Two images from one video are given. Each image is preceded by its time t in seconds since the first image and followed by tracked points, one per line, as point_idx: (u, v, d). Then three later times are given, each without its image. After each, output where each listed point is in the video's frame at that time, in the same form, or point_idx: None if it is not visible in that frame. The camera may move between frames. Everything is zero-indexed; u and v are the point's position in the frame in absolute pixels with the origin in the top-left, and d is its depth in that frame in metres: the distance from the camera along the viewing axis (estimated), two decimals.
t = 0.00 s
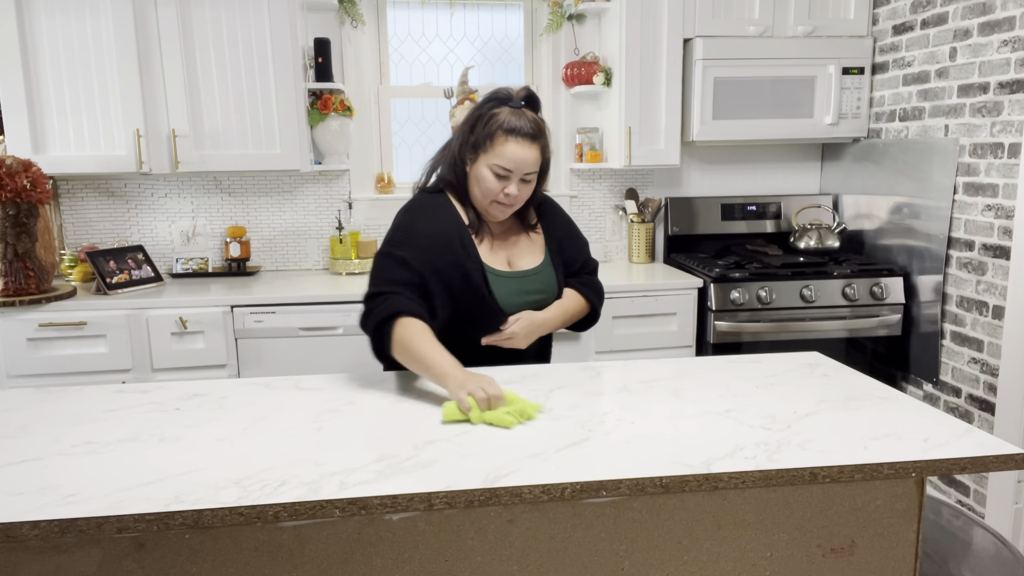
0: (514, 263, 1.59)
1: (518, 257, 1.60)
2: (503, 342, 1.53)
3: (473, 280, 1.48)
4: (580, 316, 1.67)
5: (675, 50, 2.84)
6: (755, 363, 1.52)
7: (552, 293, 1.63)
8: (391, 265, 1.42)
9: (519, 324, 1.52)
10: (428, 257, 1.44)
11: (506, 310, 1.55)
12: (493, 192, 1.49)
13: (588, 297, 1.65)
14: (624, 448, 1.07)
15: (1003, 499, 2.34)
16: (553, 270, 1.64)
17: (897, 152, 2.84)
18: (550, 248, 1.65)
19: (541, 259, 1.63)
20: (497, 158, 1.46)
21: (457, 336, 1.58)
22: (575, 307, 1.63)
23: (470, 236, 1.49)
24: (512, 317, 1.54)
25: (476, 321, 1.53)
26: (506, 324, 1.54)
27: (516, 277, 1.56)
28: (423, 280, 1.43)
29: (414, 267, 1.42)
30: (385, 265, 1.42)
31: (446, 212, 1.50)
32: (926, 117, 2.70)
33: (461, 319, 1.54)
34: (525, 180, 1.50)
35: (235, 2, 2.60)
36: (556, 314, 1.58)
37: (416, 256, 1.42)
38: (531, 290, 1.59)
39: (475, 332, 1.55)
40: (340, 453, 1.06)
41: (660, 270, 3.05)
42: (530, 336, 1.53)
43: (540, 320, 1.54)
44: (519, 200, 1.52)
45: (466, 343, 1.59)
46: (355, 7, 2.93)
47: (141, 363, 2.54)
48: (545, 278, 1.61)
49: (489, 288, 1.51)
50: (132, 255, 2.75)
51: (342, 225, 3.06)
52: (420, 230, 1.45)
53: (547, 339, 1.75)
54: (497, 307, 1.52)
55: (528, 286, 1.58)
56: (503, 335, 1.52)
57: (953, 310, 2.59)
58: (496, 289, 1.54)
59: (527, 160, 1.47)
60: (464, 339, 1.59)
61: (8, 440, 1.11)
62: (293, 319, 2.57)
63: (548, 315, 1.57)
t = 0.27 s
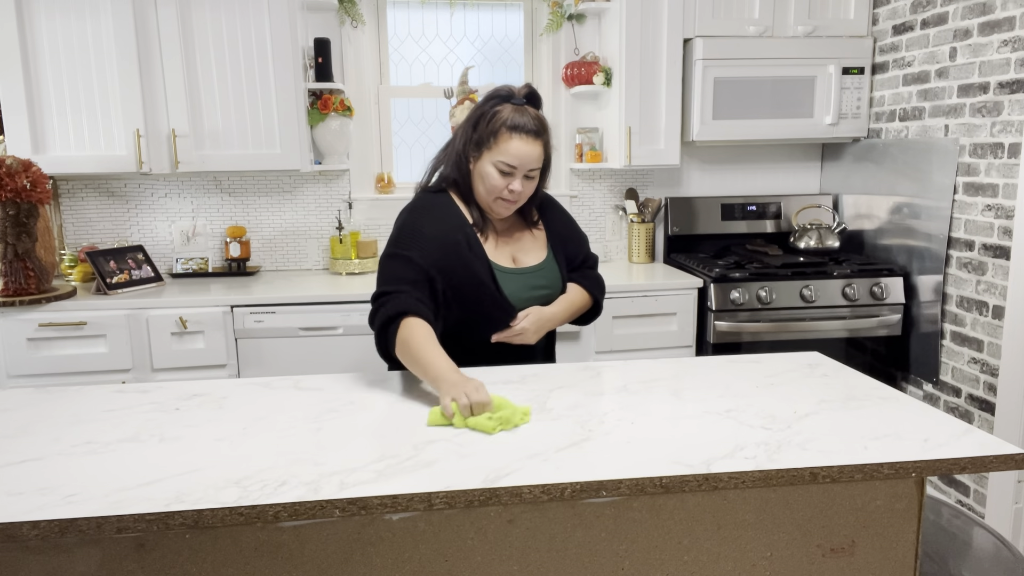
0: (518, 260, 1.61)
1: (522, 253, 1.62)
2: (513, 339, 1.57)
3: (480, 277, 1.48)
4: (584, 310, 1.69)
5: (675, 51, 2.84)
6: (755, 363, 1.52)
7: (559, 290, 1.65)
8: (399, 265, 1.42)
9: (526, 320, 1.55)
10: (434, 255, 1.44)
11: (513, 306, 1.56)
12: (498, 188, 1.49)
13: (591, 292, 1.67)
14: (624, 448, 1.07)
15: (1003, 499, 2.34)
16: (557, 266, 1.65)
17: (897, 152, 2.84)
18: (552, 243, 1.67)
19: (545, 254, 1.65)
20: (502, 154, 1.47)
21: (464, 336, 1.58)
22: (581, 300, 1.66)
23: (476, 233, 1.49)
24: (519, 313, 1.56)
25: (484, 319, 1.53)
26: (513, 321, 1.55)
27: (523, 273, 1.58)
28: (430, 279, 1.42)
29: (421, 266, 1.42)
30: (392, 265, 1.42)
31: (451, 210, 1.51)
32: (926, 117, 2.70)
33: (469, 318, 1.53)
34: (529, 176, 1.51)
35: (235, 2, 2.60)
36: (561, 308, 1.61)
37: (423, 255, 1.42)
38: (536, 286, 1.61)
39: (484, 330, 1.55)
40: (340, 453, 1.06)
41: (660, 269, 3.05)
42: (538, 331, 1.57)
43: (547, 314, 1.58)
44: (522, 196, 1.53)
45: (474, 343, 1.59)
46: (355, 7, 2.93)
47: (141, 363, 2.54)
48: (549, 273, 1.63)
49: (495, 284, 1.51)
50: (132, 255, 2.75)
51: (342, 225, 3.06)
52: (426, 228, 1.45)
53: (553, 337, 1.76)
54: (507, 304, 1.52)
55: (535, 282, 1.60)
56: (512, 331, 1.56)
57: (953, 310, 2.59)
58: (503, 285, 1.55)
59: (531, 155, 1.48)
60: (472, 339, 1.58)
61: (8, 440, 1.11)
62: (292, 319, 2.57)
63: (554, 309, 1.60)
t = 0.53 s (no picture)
0: (514, 266, 1.62)
1: (517, 259, 1.63)
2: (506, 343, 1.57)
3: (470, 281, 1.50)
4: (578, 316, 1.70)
5: (676, 50, 2.84)
6: (754, 363, 1.52)
7: (554, 296, 1.67)
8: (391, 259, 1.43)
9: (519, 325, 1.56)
10: (426, 254, 1.46)
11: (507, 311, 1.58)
12: (495, 195, 1.51)
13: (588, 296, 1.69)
14: (624, 448, 1.07)
15: (1003, 499, 2.34)
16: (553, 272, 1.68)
17: (897, 152, 2.84)
18: (550, 248, 1.69)
19: (542, 260, 1.66)
20: (500, 161, 1.48)
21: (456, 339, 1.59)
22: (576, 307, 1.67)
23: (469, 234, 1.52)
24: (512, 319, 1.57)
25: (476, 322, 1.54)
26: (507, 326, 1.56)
27: (516, 278, 1.59)
28: (421, 276, 1.43)
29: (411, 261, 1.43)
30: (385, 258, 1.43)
31: (449, 213, 1.52)
32: (926, 117, 2.70)
33: (460, 321, 1.55)
34: (527, 184, 1.52)
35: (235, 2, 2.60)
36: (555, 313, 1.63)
37: (415, 253, 1.44)
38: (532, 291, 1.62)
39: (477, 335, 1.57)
40: (339, 453, 1.06)
41: (660, 270, 3.05)
42: (532, 336, 1.58)
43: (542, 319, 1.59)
44: (520, 203, 1.54)
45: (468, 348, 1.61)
46: (355, 7, 2.93)
47: (141, 363, 2.54)
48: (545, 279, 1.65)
49: (485, 287, 1.53)
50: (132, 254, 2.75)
51: (342, 224, 3.06)
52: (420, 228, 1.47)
53: (548, 339, 1.75)
54: (498, 310, 1.54)
55: (529, 288, 1.62)
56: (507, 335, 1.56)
57: (953, 310, 2.59)
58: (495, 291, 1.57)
59: (529, 164, 1.49)
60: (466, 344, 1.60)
61: (7, 440, 1.11)
62: (293, 319, 2.57)
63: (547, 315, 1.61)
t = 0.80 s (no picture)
0: (520, 253, 1.68)
1: (525, 247, 1.69)
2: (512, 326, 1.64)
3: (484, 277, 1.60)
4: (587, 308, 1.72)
5: (675, 51, 2.84)
6: (755, 363, 1.52)
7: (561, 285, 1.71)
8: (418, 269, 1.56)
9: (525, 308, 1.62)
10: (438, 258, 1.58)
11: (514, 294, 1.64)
12: (497, 186, 1.58)
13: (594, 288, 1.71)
14: (624, 448, 1.07)
15: (1003, 499, 2.34)
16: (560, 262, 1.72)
17: (897, 152, 2.84)
18: (557, 241, 1.73)
19: (549, 250, 1.71)
20: (500, 154, 1.55)
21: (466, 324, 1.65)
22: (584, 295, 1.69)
23: (477, 225, 1.61)
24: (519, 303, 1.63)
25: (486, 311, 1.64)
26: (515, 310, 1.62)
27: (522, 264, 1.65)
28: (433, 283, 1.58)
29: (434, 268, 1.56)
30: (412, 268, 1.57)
31: (457, 208, 1.61)
32: (926, 117, 2.70)
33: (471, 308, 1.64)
34: (528, 175, 1.58)
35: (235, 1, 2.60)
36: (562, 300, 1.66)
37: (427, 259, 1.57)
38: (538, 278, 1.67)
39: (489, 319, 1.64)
40: (340, 454, 1.06)
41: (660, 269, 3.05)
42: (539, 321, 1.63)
43: (547, 305, 1.63)
44: (522, 194, 1.60)
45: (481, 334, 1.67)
46: (355, 7, 2.92)
47: (141, 363, 2.54)
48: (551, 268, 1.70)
49: (496, 275, 1.61)
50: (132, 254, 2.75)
51: (342, 225, 3.06)
52: (437, 233, 1.57)
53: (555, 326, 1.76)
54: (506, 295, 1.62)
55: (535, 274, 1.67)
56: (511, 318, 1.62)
57: (953, 310, 2.59)
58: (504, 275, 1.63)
59: (528, 156, 1.56)
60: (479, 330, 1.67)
61: (8, 440, 1.11)
62: (292, 319, 2.57)
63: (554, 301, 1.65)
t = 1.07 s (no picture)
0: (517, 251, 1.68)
1: (522, 243, 1.69)
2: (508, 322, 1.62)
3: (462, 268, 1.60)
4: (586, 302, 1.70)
5: (676, 51, 2.84)
6: (755, 363, 1.52)
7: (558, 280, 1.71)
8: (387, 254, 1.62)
9: (518, 303, 1.60)
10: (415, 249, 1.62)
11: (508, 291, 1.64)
12: (490, 181, 1.58)
13: (593, 285, 1.71)
14: (624, 448, 1.07)
15: (1003, 499, 2.34)
16: (557, 259, 1.71)
17: (897, 152, 2.84)
18: (555, 238, 1.72)
19: (546, 246, 1.71)
20: (491, 148, 1.57)
21: (464, 325, 1.67)
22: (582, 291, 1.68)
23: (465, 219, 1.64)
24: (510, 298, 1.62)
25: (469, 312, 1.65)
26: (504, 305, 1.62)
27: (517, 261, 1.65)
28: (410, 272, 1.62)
29: (401, 258, 1.61)
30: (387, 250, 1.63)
31: (448, 204, 1.64)
32: (926, 117, 2.70)
33: (457, 309, 1.65)
34: (521, 168, 1.58)
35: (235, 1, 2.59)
36: (557, 296, 1.64)
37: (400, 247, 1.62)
38: (533, 274, 1.66)
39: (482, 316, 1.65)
40: (340, 454, 1.06)
41: (660, 269, 3.05)
42: (533, 317, 1.61)
43: (543, 301, 1.62)
44: (517, 187, 1.60)
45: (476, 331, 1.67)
46: (355, 7, 2.92)
47: (141, 363, 2.54)
48: (548, 264, 1.69)
49: (484, 273, 1.63)
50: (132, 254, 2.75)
51: (342, 225, 3.06)
52: (417, 226, 1.62)
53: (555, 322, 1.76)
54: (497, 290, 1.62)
55: (531, 271, 1.66)
56: (507, 314, 1.61)
57: (953, 310, 2.59)
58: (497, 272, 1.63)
59: (519, 148, 1.56)
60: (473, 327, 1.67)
61: (7, 440, 1.11)
62: (292, 319, 2.57)
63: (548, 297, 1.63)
